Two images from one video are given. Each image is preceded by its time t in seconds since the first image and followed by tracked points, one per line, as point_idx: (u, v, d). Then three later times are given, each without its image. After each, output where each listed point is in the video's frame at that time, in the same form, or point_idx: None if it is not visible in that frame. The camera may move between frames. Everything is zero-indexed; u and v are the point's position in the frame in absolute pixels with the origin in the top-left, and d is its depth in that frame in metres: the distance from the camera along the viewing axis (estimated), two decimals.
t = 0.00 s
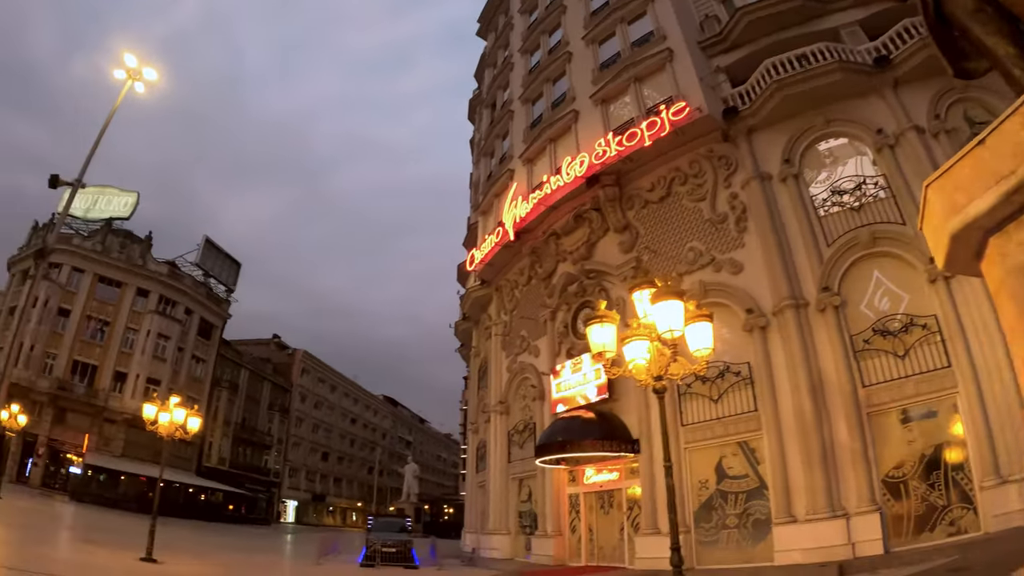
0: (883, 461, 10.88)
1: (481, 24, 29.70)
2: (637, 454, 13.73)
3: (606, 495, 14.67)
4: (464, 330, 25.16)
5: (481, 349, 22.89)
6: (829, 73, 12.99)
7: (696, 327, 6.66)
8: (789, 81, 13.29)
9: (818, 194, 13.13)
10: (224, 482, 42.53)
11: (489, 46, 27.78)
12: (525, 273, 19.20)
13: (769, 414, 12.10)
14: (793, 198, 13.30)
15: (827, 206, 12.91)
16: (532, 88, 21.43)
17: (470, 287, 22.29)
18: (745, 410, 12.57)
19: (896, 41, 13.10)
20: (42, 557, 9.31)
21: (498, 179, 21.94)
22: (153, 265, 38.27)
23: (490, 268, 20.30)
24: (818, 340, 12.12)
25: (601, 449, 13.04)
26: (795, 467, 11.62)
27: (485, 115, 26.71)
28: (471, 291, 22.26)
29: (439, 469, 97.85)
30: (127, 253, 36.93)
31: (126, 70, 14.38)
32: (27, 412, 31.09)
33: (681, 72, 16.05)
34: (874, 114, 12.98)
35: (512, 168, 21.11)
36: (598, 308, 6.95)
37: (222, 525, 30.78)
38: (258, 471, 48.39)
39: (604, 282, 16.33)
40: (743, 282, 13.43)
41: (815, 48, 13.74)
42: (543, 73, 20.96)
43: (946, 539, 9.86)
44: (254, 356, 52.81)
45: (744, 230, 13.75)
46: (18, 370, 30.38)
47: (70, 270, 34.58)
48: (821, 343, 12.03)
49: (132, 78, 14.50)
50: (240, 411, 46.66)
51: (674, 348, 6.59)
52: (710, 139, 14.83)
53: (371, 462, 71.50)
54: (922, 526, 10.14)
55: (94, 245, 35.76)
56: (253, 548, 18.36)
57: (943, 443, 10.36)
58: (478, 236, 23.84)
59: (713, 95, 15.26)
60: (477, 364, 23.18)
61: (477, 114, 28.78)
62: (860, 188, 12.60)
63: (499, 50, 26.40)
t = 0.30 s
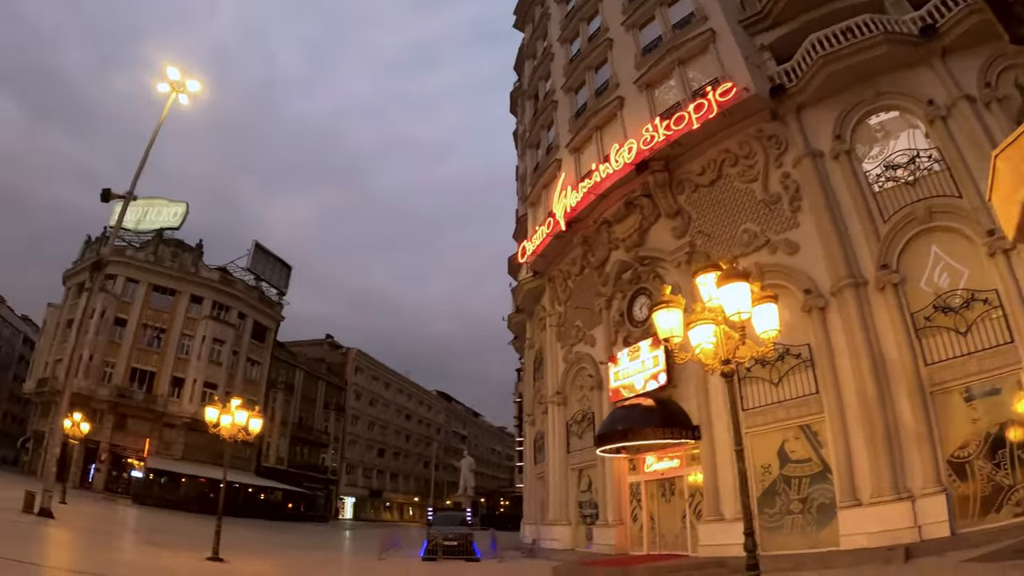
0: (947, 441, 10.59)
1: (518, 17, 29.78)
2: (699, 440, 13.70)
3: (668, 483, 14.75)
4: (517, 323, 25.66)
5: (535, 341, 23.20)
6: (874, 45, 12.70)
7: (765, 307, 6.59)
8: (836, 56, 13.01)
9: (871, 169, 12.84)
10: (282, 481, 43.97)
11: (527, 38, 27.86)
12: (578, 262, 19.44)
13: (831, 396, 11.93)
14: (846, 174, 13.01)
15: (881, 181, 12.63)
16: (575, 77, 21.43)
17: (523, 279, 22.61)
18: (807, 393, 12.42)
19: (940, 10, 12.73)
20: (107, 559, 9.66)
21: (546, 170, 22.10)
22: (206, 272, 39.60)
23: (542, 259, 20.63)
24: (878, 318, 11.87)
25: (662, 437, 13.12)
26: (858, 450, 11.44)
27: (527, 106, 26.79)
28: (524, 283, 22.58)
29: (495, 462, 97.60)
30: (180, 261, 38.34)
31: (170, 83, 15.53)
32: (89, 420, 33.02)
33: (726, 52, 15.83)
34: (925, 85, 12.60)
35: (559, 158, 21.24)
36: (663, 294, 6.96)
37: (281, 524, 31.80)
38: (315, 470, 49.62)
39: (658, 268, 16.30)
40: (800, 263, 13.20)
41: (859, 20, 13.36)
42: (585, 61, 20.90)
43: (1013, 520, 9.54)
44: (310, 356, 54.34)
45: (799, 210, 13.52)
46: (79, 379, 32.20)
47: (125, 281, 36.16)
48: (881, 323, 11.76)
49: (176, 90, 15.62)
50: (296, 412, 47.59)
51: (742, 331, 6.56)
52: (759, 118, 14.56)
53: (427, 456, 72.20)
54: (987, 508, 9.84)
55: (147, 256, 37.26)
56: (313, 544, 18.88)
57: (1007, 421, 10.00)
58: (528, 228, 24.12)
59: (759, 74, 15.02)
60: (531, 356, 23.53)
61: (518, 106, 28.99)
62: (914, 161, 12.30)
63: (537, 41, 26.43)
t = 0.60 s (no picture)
0: (1013, 417, 10.25)
1: (552, 8, 29.80)
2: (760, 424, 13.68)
3: (730, 469, 14.85)
4: (570, 314, 26.03)
5: (590, 330, 23.57)
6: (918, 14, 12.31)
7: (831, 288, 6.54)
8: (880, 27, 12.75)
9: (922, 142, 12.52)
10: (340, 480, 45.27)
11: (563, 28, 27.92)
12: (629, 250, 19.69)
13: (893, 375, 11.74)
14: (897, 148, 12.72)
15: (934, 153, 12.31)
16: (615, 64, 21.46)
17: (573, 271, 23.06)
18: (868, 372, 12.24)
19: None
20: (172, 564, 9.96)
21: (592, 159, 22.27)
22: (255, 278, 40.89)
23: (593, 249, 20.95)
24: (938, 295, 11.56)
25: (722, 422, 13.23)
26: (924, 429, 11.21)
27: (568, 96, 26.92)
28: (575, 274, 23.03)
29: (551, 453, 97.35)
30: (230, 269, 39.90)
31: (212, 96, 16.07)
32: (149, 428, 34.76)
33: (768, 29, 15.62)
34: (972, 53, 12.18)
35: (605, 147, 21.36)
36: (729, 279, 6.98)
37: (338, 523, 32.65)
38: (373, 468, 50.83)
39: (712, 253, 16.27)
40: (855, 240, 12.97)
41: None
42: (624, 47, 20.87)
43: None
44: (362, 357, 55.62)
45: (851, 186, 13.28)
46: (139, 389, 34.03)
47: (178, 291, 37.82)
48: (941, 298, 11.45)
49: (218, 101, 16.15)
50: (351, 411, 49.06)
51: (810, 314, 6.50)
52: (806, 96, 14.39)
53: (483, 450, 72.70)
54: None
55: (198, 265, 38.83)
56: (374, 542, 19.31)
57: None
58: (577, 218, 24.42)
59: (803, 50, 14.81)
60: (586, 346, 23.96)
61: (559, 97, 29.16)
62: (965, 132, 11.92)
63: (573, 29, 26.46)
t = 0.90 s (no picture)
0: None
1: None
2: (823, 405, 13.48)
3: (793, 452, 14.74)
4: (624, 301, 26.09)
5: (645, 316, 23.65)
6: None
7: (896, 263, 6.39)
8: None
9: (973, 109, 12.07)
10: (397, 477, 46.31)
11: (599, 14, 27.80)
12: (681, 234, 19.67)
13: (957, 350, 11.35)
14: (950, 115, 12.27)
15: (987, 120, 11.84)
16: (655, 47, 21.36)
17: (625, 257, 23.18)
18: (931, 348, 11.91)
19: None
20: (238, 564, 10.28)
21: (638, 144, 22.23)
22: (307, 282, 41.98)
23: (644, 235, 20.97)
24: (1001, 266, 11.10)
25: (784, 403, 13.25)
26: (990, 405, 10.82)
27: (608, 82, 26.89)
28: (626, 261, 23.11)
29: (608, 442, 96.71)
30: (281, 274, 41.11)
31: (255, 106, 16.50)
32: (211, 432, 36.46)
33: None
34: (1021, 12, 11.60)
35: (650, 131, 21.30)
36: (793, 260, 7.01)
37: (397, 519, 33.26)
38: (431, 463, 51.71)
39: (766, 233, 16.05)
40: (912, 213, 12.62)
41: None
42: (663, 30, 20.74)
43: None
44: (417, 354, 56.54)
45: (905, 157, 12.92)
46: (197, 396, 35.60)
47: (231, 298, 39.33)
48: (1003, 268, 11.01)
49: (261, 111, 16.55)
50: (408, 408, 50.21)
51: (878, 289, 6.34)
52: (850, 68, 13.94)
53: (540, 442, 72.86)
54: None
55: (250, 272, 40.30)
56: (437, 536, 19.68)
57: None
58: (626, 205, 24.50)
59: (844, 21, 14.18)
60: (641, 333, 24.09)
61: (599, 84, 29.14)
62: (1019, 95, 11.38)
63: (610, 14, 26.34)
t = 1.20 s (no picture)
0: None
1: None
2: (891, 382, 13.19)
3: (861, 433, 14.60)
4: (682, 286, 25.94)
5: (704, 300, 23.49)
6: None
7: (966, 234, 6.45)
8: None
9: None
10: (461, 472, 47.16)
11: None
12: (737, 216, 19.48)
13: None
14: (1008, 77, 11.80)
15: None
16: (699, 27, 21.14)
17: (682, 241, 23.05)
18: (998, 320, 11.51)
19: None
20: (303, 563, 10.53)
21: (688, 127, 22.09)
22: (363, 283, 42.83)
23: (700, 218, 20.84)
24: None
25: (853, 381, 13.06)
26: None
27: (652, 66, 26.72)
28: (683, 245, 23.03)
29: (669, 430, 95.71)
30: (337, 277, 42.20)
31: (302, 112, 16.99)
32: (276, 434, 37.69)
33: None
34: None
35: (700, 113, 21.11)
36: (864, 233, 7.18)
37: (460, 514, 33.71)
38: (492, 457, 52.26)
39: (825, 209, 15.66)
40: (972, 181, 12.14)
41: None
42: (705, 8, 20.49)
43: None
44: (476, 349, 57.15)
45: (962, 123, 12.46)
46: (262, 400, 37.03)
47: (289, 303, 40.44)
48: None
49: (308, 115, 17.06)
50: (468, 402, 51.05)
51: (950, 260, 6.44)
52: (901, 35, 13.54)
53: (601, 432, 72.79)
54: None
55: (306, 276, 41.40)
56: (504, 529, 19.97)
57: None
58: (680, 189, 24.41)
59: None
60: (700, 317, 23.93)
61: (643, 67, 28.95)
62: None
63: None
